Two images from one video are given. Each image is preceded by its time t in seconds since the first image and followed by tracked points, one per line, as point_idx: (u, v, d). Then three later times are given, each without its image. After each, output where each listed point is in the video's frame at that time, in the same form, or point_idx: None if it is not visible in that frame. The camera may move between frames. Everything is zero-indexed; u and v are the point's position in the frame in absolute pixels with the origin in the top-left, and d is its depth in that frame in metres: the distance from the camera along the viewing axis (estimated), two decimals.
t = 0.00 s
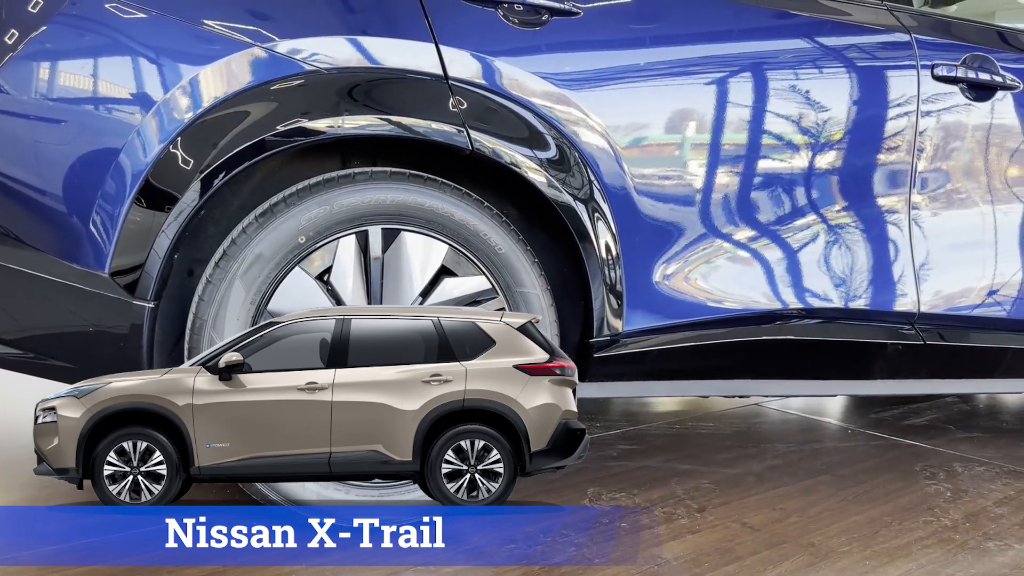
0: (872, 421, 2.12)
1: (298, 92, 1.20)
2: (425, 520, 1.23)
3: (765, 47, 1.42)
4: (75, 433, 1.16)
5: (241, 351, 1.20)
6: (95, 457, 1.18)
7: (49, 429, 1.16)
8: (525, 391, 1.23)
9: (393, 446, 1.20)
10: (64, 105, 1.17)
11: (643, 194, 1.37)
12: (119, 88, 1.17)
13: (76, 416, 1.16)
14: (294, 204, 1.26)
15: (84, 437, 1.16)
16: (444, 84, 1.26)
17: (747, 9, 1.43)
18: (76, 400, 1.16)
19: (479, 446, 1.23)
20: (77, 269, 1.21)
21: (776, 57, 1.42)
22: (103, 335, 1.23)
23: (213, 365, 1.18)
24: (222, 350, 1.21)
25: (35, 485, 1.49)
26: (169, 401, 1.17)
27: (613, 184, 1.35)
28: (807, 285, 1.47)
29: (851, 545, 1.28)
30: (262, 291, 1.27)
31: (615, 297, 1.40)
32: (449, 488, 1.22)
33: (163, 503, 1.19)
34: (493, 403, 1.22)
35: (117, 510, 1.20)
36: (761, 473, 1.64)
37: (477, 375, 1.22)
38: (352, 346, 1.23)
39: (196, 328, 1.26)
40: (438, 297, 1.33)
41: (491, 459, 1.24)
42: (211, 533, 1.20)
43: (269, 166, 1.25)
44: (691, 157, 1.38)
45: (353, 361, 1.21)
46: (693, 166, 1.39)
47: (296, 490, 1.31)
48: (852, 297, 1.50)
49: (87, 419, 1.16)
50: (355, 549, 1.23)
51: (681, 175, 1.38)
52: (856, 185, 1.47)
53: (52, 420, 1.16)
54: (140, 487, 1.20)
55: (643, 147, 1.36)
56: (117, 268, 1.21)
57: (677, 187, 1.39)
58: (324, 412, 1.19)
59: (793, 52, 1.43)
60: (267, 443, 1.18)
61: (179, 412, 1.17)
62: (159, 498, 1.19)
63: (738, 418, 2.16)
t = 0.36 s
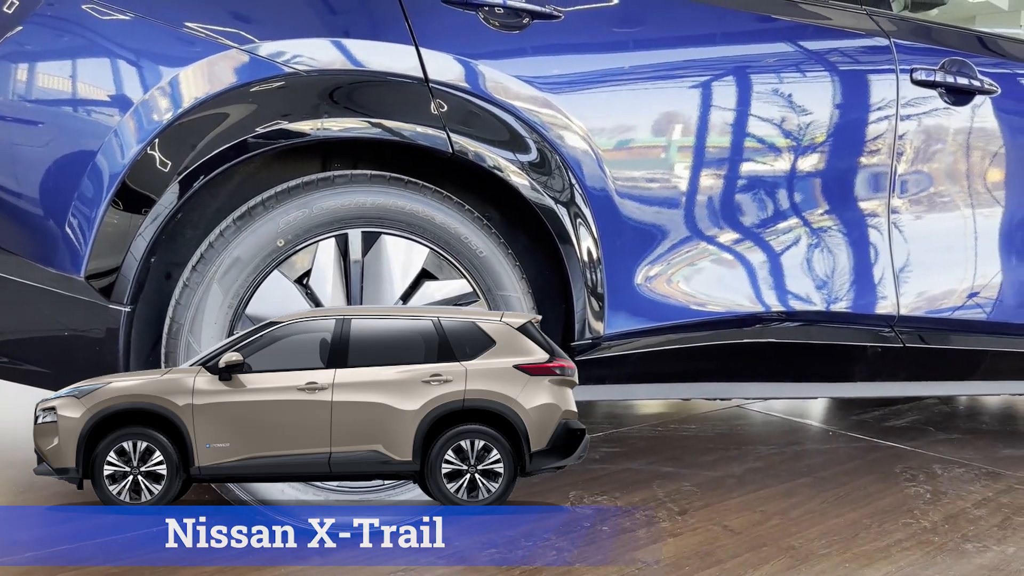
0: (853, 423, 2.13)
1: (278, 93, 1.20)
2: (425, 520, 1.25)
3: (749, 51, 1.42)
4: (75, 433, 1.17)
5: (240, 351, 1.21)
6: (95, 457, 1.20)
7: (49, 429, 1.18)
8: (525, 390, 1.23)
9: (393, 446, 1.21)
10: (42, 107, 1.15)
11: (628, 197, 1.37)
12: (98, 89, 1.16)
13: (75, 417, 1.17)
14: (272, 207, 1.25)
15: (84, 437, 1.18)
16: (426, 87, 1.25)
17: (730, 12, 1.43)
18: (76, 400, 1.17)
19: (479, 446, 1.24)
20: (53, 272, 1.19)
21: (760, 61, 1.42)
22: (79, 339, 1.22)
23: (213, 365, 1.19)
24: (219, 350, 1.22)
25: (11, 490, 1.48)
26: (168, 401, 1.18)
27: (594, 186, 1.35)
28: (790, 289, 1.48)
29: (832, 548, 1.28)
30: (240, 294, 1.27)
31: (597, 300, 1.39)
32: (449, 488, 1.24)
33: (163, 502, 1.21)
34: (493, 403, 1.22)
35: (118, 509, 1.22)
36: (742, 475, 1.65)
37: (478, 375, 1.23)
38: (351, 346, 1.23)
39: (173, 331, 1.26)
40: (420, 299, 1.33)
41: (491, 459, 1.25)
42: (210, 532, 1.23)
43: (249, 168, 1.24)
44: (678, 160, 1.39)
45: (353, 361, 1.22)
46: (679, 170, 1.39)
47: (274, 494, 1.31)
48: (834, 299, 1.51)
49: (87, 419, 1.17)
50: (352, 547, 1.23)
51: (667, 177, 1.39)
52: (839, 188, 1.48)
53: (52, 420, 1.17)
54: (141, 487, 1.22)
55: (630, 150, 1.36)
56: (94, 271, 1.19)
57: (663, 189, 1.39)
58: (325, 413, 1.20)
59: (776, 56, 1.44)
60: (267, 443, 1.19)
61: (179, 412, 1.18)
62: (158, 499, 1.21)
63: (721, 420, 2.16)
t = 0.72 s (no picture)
0: (834, 427, 2.14)
1: (258, 99, 1.19)
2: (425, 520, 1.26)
3: (731, 59, 1.43)
4: (75, 432, 1.17)
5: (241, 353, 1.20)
6: (95, 457, 1.19)
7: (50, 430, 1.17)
8: (525, 390, 1.23)
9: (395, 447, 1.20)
10: (20, 112, 1.14)
11: (613, 201, 1.38)
12: (76, 94, 1.14)
13: (75, 416, 1.16)
14: (250, 214, 1.24)
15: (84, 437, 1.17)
16: (408, 94, 1.25)
17: (713, 18, 1.44)
18: (77, 400, 1.17)
19: (479, 446, 1.24)
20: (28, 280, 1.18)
21: (743, 68, 1.43)
22: (53, 346, 1.21)
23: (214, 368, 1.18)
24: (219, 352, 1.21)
25: None
26: (171, 401, 1.17)
27: (575, 192, 1.35)
28: (772, 295, 1.49)
29: (811, 553, 1.29)
30: (217, 302, 1.25)
31: (577, 306, 1.40)
32: (449, 488, 1.24)
33: (163, 502, 1.21)
34: (493, 403, 1.22)
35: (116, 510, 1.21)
36: (723, 480, 1.65)
37: (477, 374, 1.23)
38: (350, 347, 1.22)
39: (149, 340, 1.23)
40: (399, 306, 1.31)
41: (491, 459, 1.25)
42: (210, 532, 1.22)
43: (228, 174, 1.24)
44: (663, 164, 1.39)
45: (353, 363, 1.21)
46: (664, 173, 1.39)
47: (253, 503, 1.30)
48: (815, 304, 1.51)
49: (87, 419, 1.17)
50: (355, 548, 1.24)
51: (653, 182, 1.39)
52: (821, 193, 1.49)
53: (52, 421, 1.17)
54: (141, 487, 1.21)
55: (617, 152, 1.37)
56: (70, 278, 1.18)
57: (648, 194, 1.39)
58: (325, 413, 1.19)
59: (758, 63, 1.44)
60: (266, 443, 1.18)
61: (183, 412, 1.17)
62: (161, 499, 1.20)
63: (702, 424, 2.17)
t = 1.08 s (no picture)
0: (810, 433, 2.15)
1: (234, 107, 1.17)
2: (425, 520, 1.38)
3: (710, 67, 1.43)
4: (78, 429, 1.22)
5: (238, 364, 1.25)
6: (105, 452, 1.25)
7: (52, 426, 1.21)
8: (525, 390, 1.40)
9: (380, 458, 1.33)
10: None
11: (593, 208, 1.38)
12: (48, 100, 1.13)
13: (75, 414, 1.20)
14: (223, 222, 1.22)
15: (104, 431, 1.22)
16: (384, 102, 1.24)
17: (690, 28, 1.45)
18: (76, 400, 1.20)
19: (479, 446, 1.40)
20: None
21: (722, 77, 1.44)
22: (23, 357, 1.17)
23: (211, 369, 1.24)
24: (188, 355, 1.22)
25: None
26: (140, 400, 1.21)
27: (552, 200, 1.35)
28: (749, 305, 1.50)
29: (787, 561, 1.29)
30: (188, 312, 1.21)
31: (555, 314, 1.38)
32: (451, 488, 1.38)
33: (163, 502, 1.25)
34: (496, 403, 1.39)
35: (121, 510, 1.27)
36: (700, 487, 1.65)
37: (477, 376, 1.36)
38: (342, 348, 1.29)
39: (118, 350, 1.19)
40: (376, 315, 1.29)
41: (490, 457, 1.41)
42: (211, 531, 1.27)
43: (202, 181, 1.22)
44: (645, 170, 1.40)
45: (345, 362, 1.30)
46: (646, 178, 1.40)
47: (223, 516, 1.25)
48: (793, 309, 1.52)
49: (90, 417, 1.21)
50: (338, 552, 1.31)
51: (635, 188, 1.40)
52: (800, 200, 1.50)
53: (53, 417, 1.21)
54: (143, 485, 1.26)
55: (600, 158, 1.37)
56: (39, 286, 1.16)
57: (630, 200, 1.40)
58: (323, 424, 1.31)
59: (737, 72, 1.45)
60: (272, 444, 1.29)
61: (152, 410, 1.22)
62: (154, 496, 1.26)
63: (680, 430, 2.18)
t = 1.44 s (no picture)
0: (788, 440, 2.16)
1: (211, 116, 1.16)
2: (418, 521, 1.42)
3: (690, 77, 1.44)
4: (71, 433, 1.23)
5: (214, 375, 1.23)
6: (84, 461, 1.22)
7: (44, 431, 1.21)
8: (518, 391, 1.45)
9: (358, 470, 1.31)
10: None
11: (577, 215, 1.39)
12: (21, 108, 1.11)
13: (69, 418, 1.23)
14: (197, 233, 1.19)
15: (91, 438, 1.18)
16: (362, 111, 1.24)
17: (670, 38, 1.46)
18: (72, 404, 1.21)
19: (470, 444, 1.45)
20: None
21: (702, 87, 1.44)
22: None
23: (186, 380, 1.22)
24: (160, 365, 1.20)
25: None
26: (114, 413, 1.17)
27: (531, 209, 1.35)
28: (729, 314, 1.50)
29: (765, 570, 1.29)
30: (161, 323, 1.18)
31: (533, 321, 1.39)
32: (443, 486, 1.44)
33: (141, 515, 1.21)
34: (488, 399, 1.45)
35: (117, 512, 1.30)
36: (679, 495, 1.65)
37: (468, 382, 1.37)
38: (319, 359, 1.28)
39: (91, 363, 1.16)
40: (355, 326, 1.28)
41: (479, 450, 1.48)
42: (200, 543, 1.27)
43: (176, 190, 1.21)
44: (627, 176, 1.40)
45: (323, 372, 1.28)
46: (628, 185, 1.41)
47: (198, 530, 1.24)
48: (772, 316, 1.53)
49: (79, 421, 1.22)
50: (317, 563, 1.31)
51: (617, 194, 1.40)
52: (779, 207, 1.51)
53: (45, 419, 1.21)
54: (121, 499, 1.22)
55: (584, 165, 1.38)
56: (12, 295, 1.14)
57: (613, 207, 1.40)
58: (299, 436, 1.28)
59: (717, 82, 1.45)
60: (255, 452, 1.26)
61: (126, 423, 1.18)
62: (129, 513, 1.22)
63: (660, 438, 2.18)
